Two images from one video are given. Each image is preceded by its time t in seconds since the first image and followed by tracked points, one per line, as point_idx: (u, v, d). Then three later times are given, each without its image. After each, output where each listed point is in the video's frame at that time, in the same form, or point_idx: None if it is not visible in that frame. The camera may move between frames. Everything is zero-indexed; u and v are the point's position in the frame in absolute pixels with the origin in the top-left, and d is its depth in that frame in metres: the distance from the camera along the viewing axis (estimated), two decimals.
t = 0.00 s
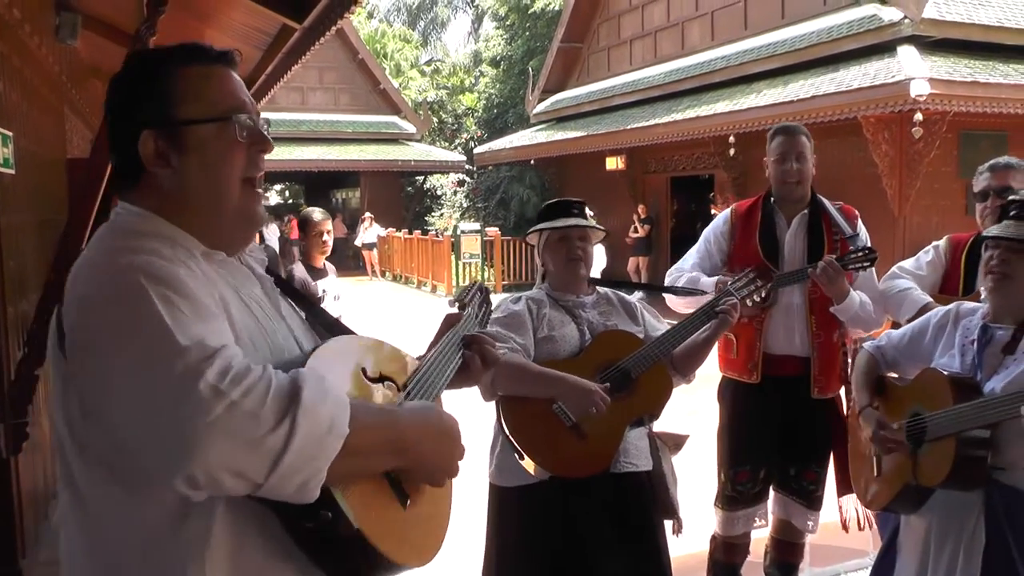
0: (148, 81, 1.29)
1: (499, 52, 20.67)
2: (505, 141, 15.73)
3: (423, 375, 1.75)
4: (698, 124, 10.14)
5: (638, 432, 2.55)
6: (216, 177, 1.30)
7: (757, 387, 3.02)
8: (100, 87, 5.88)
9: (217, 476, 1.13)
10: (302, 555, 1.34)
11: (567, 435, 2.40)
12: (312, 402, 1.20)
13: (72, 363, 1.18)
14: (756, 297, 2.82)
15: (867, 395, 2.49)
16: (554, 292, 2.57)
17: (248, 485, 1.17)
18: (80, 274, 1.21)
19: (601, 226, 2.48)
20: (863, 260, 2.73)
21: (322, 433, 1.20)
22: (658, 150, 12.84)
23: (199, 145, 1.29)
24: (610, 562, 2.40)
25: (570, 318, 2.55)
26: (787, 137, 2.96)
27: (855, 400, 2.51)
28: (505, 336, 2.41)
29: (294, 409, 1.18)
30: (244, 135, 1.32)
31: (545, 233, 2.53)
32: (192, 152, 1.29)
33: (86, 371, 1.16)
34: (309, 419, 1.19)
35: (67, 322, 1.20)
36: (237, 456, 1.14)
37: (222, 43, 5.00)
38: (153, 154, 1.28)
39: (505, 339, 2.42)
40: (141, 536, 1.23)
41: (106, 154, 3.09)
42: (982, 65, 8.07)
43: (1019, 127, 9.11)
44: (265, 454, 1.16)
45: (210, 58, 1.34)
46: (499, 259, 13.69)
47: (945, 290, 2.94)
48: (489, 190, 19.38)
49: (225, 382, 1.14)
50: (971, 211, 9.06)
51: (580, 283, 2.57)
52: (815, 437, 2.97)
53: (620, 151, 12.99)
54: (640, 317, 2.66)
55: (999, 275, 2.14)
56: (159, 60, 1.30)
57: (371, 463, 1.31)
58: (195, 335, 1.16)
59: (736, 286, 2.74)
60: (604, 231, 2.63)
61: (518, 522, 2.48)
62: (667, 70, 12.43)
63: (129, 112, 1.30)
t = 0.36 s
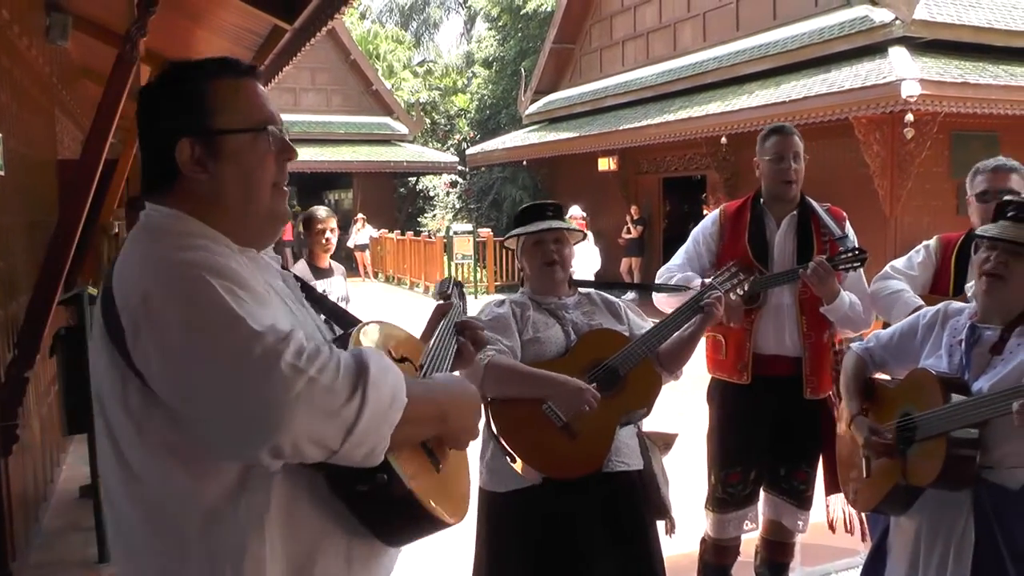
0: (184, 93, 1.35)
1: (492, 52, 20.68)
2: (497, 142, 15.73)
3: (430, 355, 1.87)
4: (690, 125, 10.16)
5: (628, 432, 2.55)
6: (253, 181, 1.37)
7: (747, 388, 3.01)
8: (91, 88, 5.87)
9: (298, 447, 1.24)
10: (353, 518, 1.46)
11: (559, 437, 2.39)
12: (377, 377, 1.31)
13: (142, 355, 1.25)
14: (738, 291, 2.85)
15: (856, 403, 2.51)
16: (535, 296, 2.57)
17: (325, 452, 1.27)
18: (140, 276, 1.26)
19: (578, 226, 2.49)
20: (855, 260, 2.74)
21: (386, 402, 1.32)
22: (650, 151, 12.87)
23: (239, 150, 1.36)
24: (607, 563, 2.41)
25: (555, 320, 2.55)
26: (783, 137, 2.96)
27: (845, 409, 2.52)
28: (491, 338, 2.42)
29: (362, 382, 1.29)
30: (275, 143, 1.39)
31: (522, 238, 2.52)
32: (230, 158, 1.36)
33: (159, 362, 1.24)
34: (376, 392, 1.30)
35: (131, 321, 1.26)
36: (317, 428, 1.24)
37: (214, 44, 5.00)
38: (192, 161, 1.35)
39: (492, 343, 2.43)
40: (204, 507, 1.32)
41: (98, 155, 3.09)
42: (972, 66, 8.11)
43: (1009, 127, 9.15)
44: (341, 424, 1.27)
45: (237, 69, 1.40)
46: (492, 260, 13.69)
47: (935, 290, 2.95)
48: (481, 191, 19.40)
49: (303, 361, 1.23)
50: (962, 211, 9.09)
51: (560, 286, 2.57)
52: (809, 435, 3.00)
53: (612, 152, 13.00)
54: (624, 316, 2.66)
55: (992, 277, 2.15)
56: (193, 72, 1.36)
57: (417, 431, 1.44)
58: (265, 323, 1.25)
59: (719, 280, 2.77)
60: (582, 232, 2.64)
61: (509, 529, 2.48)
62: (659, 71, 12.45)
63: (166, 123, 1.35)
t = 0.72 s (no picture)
0: (208, 106, 1.36)
1: (481, 53, 20.68)
2: (485, 142, 15.74)
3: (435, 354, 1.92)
4: (678, 126, 10.19)
5: (611, 434, 2.56)
6: (270, 194, 1.38)
7: (726, 387, 3.02)
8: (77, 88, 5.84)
9: (330, 445, 1.23)
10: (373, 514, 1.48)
11: (544, 442, 2.39)
12: (402, 375, 1.31)
13: (177, 359, 1.25)
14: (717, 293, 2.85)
15: (842, 394, 2.50)
16: (515, 298, 2.56)
17: (354, 449, 1.27)
18: (174, 280, 1.26)
19: (561, 228, 2.49)
20: (829, 259, 2.74)
21: (411, 400, 1.32)
22: (639, 152, 12.90)
23: (262, 163, 1.36)
24: (596, 564, 2.41)
25: (536, 323, 2.55)
26: (753, 136, 2.96)
27: (829, 397, 2.52)
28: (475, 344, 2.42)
29: (389, 381, 1.29)
30: (290, 158, 1.39)
31: (499, 240, 2.53)
32: (255, 169, 1.36)
33: (194, 367, 1.24)
34: (402, 390, 1.30)
35: (165, 324, 1.26)
36: (349, 426, 1.25)
37: (200, 44, 4.98)
38: (212, 172, 1.35)
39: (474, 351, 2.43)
40: (231, 505, 1.32)
41: (83, 156, 3.07)
42: (959, 67, 8.15)
43: (995, 128, 9.21)
44: (371, 421, 1.27)
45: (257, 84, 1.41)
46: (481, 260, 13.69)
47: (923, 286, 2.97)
48: (470, 192, 19.41)
49: (336, 363, 1.23)
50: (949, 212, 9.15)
51: (539, 286, 2.57)
52: (786, 434, 2.99)
53: (601, 152, 13.02)
54: (605, 317, 2.67)
55: (976, 276, 2.15)
56: (218, 90, 1.37)
57: (434, 433, 1.41)
58: (299, 327, 1.25)
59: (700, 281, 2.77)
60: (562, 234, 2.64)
61: (497, 534, 2.46)
62: (647, 71, 12.48)
63: (190, 135, 1.36)
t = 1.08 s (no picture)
0: (190, 109, 1.39)
1: (468, 53, 20.66)
2: (472, 143, 15.72)
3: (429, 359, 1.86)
4: (664, 126, 10.21)
5: (591, 437, 2.55)
6: (241, 195, 1.39)
7: (695, 387, 3.02)
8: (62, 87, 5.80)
9: (241, 442, 1.22)
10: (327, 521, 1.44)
11: (525, 450, 2.36)
12: (321, 375, 1.28)
13: (129, 347, 1.30)
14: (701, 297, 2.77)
15: (823, 399, 2.52)
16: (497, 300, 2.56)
17: (269, 448, 1.25)
18: (128, 272, 1.32)
19: (543, 229, 2.49)
20: (798, 259, 2.77)
21: (332, 402, 1.28)
22: (625, 152, 12.92)
23: (229, 165, 1.37)
24: (575, 567, 2.39)
25: (517, 325, 2.53)
26: (717, 136, 2.97)
27: (811, 404, 2.54)
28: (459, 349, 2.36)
29: (307, 382, 1.26)
30: (262, 161, 1.39)
31: (480, 241, 2.50)
32: (225, 173, 1.37)
33: (142, 355, 1.28)
34: (320, 391, 1.27)
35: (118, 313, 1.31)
36: (259, 424, 1.23)
37: (185, 43, 4.95)
38: (188, 174, 1.38)
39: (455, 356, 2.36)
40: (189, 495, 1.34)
41: (65, 155, 3.05)
42: (943, 69, 8.20)
43: (979, 130, 9.27)
44: (283, 420, 1.24)
45: (245, 90, 1.42)
46: (468, 261, 13.68)
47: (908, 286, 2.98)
48: (457, 192, 19.40)
49: (248, 360, 1.22)
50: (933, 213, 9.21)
51: (520, 290, 2.57)
52: (759, 435, 2.98)
53: (587, 153, 13.03)
54: (585, 319, 2.67)
55: (951, 276, 2.17)
56: (204, 93, 1.40)
57: (371, 435, 1.37)
58: (229, 322, 1.25)
59: (681, 286, 2.73)
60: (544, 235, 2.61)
61: (473, 538, 2.44)
62: (634, 72, 12.49)
63: (175, 136, 1.40)
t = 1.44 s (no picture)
0: (149, 106, 1.41)
1: (454, 53, 20.65)
2: (458, 142, 15.71)
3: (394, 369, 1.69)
4: (651, 126, 10.22)
5: (570, 437, 2.54)
6: (196, 192, 1.39)
7: (663, 387, 3.02)
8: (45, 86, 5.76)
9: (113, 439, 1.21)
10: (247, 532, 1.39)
11: (504, 453, 2.35)
12: (195, 378, 1.20)
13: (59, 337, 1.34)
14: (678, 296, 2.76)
15: (804, 396, 2.52)
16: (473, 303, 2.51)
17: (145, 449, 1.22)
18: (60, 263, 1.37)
19: (523, 229, 2.49)
20: (767, 260, 2.79)
21: (209, 406, 1.21)
22: (611, 153, 12.94)
23: (180, 162, 1.38)
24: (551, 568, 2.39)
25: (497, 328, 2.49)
26: (682, 138, 2.98)
27: (792, 401, 2.54)
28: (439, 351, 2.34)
29: (178, 384, 1.21)
30: (213, 158, 1.38)
31: (464, 239, 2.49)
32: (176, 170, 1.38)
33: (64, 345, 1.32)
34: (191, 395, 1.20)
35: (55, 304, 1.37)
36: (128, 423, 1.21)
37: (169, 41, 4.93)
38: (148, 171, 1.40)
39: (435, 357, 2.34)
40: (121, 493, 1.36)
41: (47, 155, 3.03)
42: (927, 70, 8.25)
43: (963, 131, 9.33)
44: (153, 422, 1.21)
45: (208, 87, 1.42)
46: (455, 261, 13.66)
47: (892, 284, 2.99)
48: (444, 192, 19.38)
49: (125, 357, 1.20)
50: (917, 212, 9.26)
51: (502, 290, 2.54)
52: (732, 435, 2.99)
53: (574, 153, 13.04)
54: (563, 319, 2.66)
55: (930, 274, 2.18)
56: (167, 89, 1.40)
57: (275, 438, 1.27)
58: (122, 317, 1.24)
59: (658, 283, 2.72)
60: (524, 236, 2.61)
61: (450, 538, 2.43)
62: (620, 72, 12.51)
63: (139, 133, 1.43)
